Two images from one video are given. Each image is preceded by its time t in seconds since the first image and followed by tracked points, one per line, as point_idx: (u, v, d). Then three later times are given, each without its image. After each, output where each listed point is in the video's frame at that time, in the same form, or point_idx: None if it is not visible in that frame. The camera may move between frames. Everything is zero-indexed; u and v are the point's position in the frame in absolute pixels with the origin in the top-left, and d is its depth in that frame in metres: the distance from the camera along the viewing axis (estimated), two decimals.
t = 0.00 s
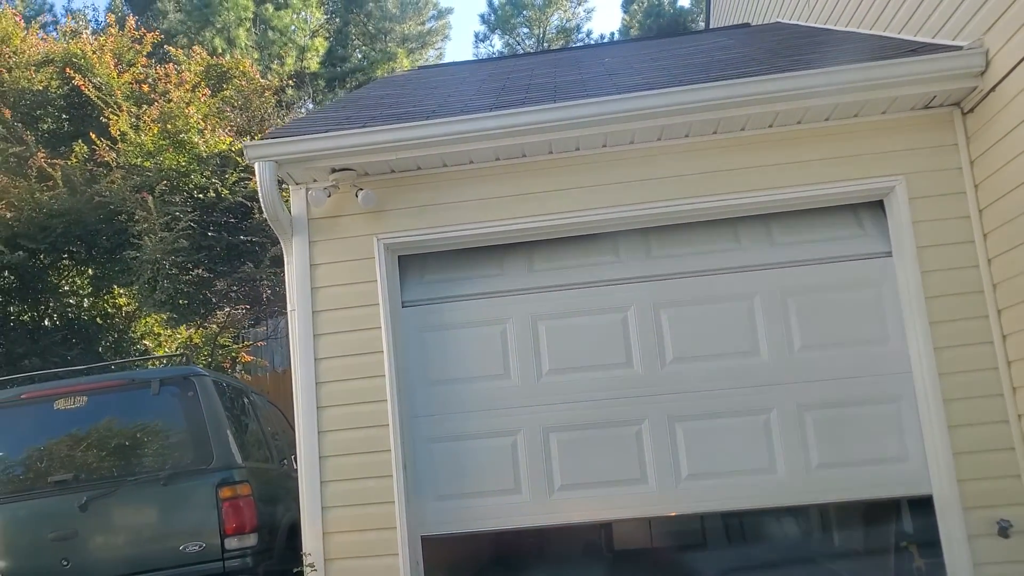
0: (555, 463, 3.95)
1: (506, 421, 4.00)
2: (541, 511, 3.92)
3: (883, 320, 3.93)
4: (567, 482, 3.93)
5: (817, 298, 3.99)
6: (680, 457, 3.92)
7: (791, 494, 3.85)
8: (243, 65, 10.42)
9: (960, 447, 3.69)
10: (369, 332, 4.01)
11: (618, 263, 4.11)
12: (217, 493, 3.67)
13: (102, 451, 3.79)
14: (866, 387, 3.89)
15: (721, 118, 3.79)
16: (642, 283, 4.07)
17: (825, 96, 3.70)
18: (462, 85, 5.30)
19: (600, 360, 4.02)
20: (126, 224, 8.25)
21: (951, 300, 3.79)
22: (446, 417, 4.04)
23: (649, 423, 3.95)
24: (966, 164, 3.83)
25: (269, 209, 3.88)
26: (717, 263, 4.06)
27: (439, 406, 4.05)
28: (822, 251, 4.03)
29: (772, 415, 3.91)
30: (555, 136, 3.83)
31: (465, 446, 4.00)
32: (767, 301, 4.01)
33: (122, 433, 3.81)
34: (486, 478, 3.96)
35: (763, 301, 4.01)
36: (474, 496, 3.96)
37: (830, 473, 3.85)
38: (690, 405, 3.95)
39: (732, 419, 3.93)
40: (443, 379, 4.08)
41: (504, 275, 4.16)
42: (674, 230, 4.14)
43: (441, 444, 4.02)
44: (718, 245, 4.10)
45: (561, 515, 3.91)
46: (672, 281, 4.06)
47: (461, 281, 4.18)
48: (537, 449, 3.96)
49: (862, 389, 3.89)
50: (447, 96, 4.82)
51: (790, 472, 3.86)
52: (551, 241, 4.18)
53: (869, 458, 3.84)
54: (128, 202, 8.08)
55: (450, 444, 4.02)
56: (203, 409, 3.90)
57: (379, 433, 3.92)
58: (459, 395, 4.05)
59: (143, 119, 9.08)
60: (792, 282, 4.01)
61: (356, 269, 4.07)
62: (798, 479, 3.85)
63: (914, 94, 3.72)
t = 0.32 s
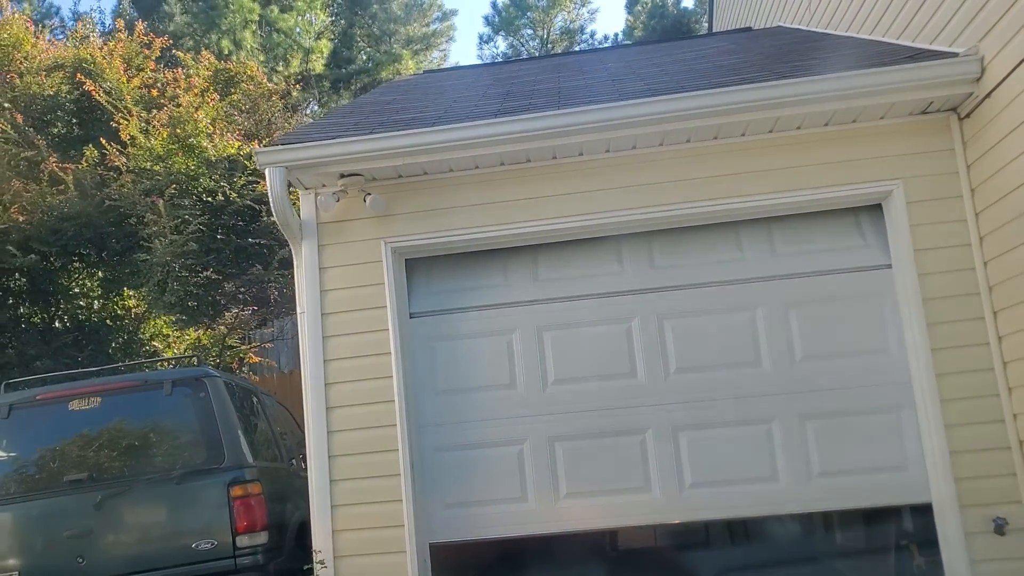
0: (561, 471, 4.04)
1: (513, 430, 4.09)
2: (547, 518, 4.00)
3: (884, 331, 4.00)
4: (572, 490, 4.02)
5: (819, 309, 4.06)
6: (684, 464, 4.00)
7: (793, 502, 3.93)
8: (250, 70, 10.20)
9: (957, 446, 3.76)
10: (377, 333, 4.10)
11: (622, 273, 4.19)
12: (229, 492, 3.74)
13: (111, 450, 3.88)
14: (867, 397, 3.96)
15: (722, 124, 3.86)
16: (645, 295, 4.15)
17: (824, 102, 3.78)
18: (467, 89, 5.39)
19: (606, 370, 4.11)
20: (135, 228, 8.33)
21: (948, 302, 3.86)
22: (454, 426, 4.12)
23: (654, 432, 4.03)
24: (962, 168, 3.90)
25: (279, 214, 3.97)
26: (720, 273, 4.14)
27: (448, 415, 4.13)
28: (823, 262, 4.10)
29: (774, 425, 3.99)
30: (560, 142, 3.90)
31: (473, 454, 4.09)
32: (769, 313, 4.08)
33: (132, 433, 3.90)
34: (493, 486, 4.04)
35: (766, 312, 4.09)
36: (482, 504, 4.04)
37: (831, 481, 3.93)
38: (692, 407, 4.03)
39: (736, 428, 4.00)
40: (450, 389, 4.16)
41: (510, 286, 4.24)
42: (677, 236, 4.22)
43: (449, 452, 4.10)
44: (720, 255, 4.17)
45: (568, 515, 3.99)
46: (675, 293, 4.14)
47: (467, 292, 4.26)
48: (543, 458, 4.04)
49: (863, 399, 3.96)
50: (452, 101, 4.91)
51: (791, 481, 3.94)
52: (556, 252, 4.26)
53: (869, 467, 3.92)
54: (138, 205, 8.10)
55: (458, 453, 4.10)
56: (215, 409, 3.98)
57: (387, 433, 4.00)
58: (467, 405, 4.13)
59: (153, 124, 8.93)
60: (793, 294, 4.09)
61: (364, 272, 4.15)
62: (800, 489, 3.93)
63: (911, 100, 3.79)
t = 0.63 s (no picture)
0: (571, 481, 4.11)
1: (522, 440, 4.16)
2: (557, 527, 4.07)
3: (887, 341, 4.07)
4: (581, 498, 4.09)
5: (823, 319, 4.12)
6: (691, 470, 4.07)
7: (798, 510, 4.00)
8: (261, 75, 10.19)
9: (957, 445, 3.83)
10: (388, 335, 4.19)
11: (630, 284, 4.26)
12: (244, 491, 3.83)
13: (126, 451, 3.96)
14: (870, 406, 4.03)
15: (726, 128, 3.94)
16: (653, 308, 4.21)
17: (827, 107, 3.85)
18: (475, 94, 5.49)
19: (614, 379, 4.18)
20: (150, 232, 7.92)
21: (949, 303, 3.93)
22: (464, 437, 4.19)
23: (662, 441, 4.10)
24: (962, 171, 3.97)
25: (293, 220, 4.06)
26: (725, 282, 4.21)
27: (458, 426, 4.21)
28: (828, 272, 4.16)
29: (780, 434, 4.06)
30: (567, 146, 3.98)
31: (483, 463, 4.16)
32: (775, 324, 4.15)
33: (145, 435, 3.98)
34: (503, 495, 4.12)
35: (772, 322, 4.15)
36: (492, 512, 4.12)
37: (836, 490, 3.99)
38: (697, 408, 4.11)
39: (744, 438, 4.07)
40: (461, 399, 4.24)
41: (520, 297, 4.31)
42: (684, 247, 4.28)
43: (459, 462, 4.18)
44: (726, 266, 4.23)
45: (576, 516, 4.08)
46: (681, 304, 4.20)
47: (477, 303, 4.33)
48: (553, 468, 4.12)
49: (866, 408, 4.03)
50: (460, 106, 5.00)
51: (797, 490, 4.01)
52: (564, 263, 4.34)
53: (873, 475, 3.98)
54: (151, 210, 7.80)
55: (468, 462, 4.17)
56: (230, 409, 4.07)
57: (399, 432, 4.10)
58: (477, 416, 4.20)
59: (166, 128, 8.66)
60: (798, 305, 4.15)
61: (376, 275, 4.24)
62: (806, 498, 4.00)
63: (913, 105, 3.86)
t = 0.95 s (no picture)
0: (582, 487, 4.27)
1: (535, 447, 4.32)
2: (569, 531, 4.24)
3: (886, 350, 4.22)
4: (593, 504, 4.25)
5: (825, 330, 4.27)
6: (697, 475, 4.23)
7: (801, 516, 4.15)
8: (276, 82, 10.44)
9: (952, 440, 3.99)
10: (405, 336, 4.38)
11: (638, 297, 4.42)
12: (267, 486, 3.97)
13: (151, 448, 4.13)
14: (871, 414, 4.18)
15: (728, 138, 4.10)
16: (660, 321, 4.37)
17: (825, 117, 4.01)
18: (486, 102, 5.66)
19: (624, 389, 4.34)
20: (171, 235, 8.14)
21: (944, 306, 4.08)
22: (481, 445, 4.36)
23: (669, 448, 4.26)
24: (957, 178, 4.12)
25: (313, 226, 4.26)
26: (729, 293, 4.37)
27: (474, 434, 4.38)
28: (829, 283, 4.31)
29: (783, 442, 4.21)
30: (576, 155, 4.14)
31: (497, 470, 4.33)
32: (779, 334, 4.30)
33: (168, 433, 4.16)
34: (517, 499, 4.29)
35: (776, 333, 4.30)
36: (507, 517, 4.28)
37: (837, 496, 4.15)
38: (701, 406, 4.28)
39: (748, 443, 4.23)
40: (475, 408, 4.41)
41: (532, 309, 4.48)
42: (690, 259, 4.44)
43: (475, 468, 4.35)
44: (731, 279, 4.39)
45: (587, 516, 4.24)
46: (688, 316, 4.36)
47: (491, 315, 4.50)
48: (564, 475, 4.28)
49: (867, 417, 4.18)
50: (471, 115, 5.19)
51: (800, 496, 4.17)
52: (575, 276, 4.50)
53: (873, 481, 4.14)
54: (173, 215, 8.03)
55: (483, 468, 4.34)
56: (252, 405, 4.25)
57: (415, 431, 4.28)
58: (491, 424, 4.37)
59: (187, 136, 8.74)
60: (801, 316, 4.30)
61: (392, 279, 4.43)
62: (809, 503, 4.15)
63: (907, 114, 4.02)
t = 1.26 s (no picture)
0: (592, 494, 4.46)
1: (547, 455, 4.52)
2: (580, 535, 4.43)
3: (884, 363, 4.39)
4: (603, 510, 4.44)
5: (826, 343, 4.45)
6: (702, 482, 4.42)
7: (802, 520, 4.34)
8: (293, 91, 10.71)
9: (945, 439, 4.17)
10: (421, 340, 4.60)
11: (646, 311, 4.60)
12: (289, 482, 4.15)
13: (174, 446, 4.34)
14: (869, 423, 4.35)
15: (728, 150, 4.30)
16: (667, 334, 4.55)
17: (822, 130, 4.20)
18: (497, 112, 5.87)
19: (632, 399, 4.53)
20: (192, 241, 8.43)
21: (936, 310, 4.26)
22: (495, 453, 4.55)
23: (675, 458, 4.45)
24: (949, 187, 4.30)
25: (333, 235, 4.48)
26: (734, 306, 4.54)
27: (488, 442, 4.57)
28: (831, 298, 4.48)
29: (785, 451, 4.39)
30: (583, 166, 4.34)
31: (510, 477, 4.52)
32: (781, 348, 4.48)
33: (192, 433, 4.37)
34: (530, 505, 4.48)
35: (778, 345, 4.48)
36: (520, 523, 4.48)
37: (837, 502, 4.33)
38: (706, 407, 4.47)
39: (751, 451, 4.41)
40: (489, 417, 4.60)
41: (543, 323, 4.66)
42: (696, 274, 4.61)
43: (489, 476, 4.54)
44: (735, 293, 4.56)
45: (597, 517, 4.44)
46: (693, 330, 4.54)
47: (504, 327, 4.68)
48: (575, 483, 4.47)
49: (865, 426, 4.35)
50: (481, 126, 5.40)
51: (801, 501, 4.35)
52: (585, 290, 4.67)
53: (871, 488, 4.32)
54: (195, 222, 8.25)
55: (497, 475, 4.53)
56: (276, 408, 4.43)
57: (432, 429, 4.50)
58: (505, 434, 4.56)
59: (206, 145, 9.05)
60: (801, 331, 4.48)
61: (409, 284, 4.65)
62: (810, 508, 4.34)
63: (900, 127, 4.20)
